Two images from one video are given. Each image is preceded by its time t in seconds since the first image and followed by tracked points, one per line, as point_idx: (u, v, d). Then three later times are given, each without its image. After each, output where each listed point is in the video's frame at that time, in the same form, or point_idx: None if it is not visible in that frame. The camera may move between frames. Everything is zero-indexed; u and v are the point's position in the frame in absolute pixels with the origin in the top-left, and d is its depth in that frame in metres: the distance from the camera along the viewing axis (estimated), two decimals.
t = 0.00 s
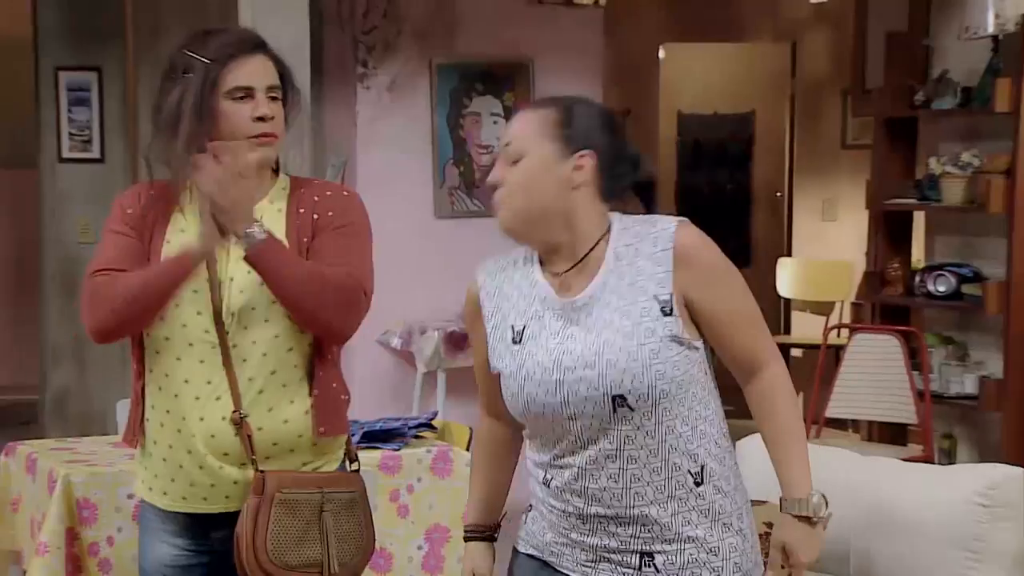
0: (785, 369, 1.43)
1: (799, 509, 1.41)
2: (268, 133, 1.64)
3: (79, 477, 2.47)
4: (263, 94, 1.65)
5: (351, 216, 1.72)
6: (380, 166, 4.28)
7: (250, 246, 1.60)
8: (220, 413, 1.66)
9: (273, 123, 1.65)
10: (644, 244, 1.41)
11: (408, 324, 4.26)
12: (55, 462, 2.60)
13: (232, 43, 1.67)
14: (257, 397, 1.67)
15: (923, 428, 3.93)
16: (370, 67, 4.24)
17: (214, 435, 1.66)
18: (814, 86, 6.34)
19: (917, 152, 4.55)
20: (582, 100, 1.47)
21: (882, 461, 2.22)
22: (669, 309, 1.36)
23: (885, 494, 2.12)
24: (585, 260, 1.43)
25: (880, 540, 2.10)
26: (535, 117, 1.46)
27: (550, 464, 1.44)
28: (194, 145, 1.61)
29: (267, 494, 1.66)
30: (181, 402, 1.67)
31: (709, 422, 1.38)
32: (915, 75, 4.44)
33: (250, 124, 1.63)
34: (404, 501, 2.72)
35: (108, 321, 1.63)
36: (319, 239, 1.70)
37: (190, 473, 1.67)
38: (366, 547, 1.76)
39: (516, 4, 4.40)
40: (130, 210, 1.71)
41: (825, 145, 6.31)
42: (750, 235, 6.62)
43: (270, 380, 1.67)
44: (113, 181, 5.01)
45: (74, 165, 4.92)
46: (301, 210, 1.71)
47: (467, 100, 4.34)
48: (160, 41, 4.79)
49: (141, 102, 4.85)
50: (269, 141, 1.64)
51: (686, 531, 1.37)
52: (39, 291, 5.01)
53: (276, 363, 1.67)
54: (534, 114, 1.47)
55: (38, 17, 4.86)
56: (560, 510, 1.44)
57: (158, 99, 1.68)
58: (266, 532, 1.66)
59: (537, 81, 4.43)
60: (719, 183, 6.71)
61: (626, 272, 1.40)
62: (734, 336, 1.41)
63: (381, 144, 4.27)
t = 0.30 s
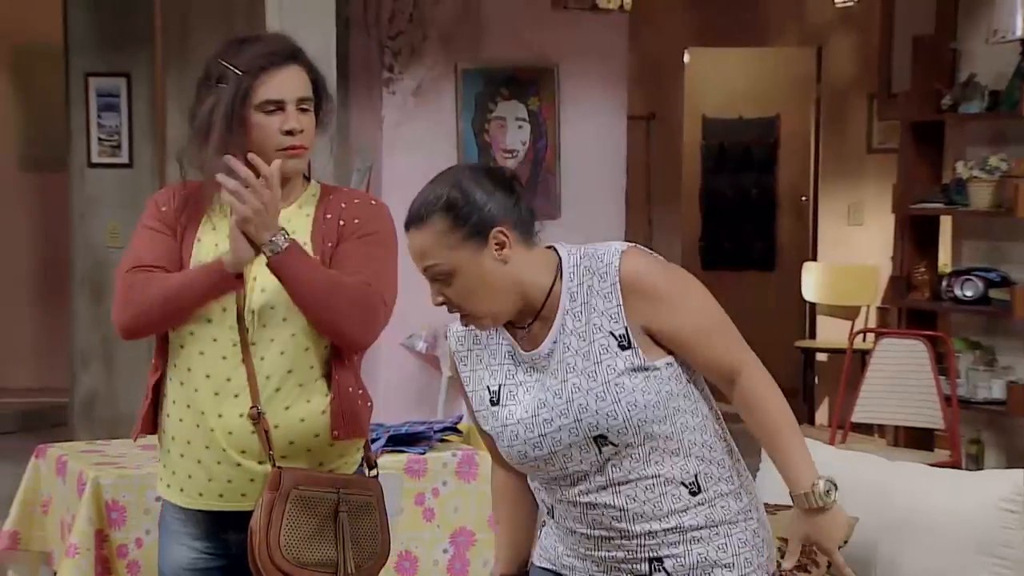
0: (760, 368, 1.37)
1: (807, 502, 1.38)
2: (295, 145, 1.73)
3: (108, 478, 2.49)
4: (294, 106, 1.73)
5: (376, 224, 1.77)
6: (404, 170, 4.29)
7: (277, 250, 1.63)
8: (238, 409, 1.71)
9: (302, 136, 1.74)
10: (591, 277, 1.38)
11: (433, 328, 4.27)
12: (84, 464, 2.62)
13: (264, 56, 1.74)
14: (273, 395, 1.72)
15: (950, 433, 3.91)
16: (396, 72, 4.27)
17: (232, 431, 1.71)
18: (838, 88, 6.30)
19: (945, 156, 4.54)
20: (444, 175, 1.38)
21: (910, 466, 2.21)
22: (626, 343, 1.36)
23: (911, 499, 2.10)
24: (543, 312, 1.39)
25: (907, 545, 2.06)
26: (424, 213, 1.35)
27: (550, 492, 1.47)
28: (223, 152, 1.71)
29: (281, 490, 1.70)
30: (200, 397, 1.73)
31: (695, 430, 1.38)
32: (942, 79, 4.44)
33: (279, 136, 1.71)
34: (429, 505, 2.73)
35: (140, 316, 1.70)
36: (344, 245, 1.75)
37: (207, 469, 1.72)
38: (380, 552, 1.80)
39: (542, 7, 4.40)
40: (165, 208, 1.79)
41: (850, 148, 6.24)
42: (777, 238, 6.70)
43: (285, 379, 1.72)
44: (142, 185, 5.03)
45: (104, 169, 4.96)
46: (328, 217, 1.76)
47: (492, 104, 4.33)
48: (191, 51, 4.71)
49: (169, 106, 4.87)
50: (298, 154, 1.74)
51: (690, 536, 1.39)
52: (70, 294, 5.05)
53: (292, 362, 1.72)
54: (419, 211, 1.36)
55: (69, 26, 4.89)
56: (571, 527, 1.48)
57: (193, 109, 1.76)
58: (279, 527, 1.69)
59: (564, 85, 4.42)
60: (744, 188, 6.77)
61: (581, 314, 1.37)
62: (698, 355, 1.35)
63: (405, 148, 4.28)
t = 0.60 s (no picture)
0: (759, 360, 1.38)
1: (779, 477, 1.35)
2: (301, 145, 1.68)
3: (132, 480, 2.52)
4: (302, 109, 1.69)
5: (386, 230, 1.73)
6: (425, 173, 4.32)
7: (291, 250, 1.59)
8: (243, 406, 1.69)
9: (311, 137, 1.70)
10: (611, 249, 1.37)
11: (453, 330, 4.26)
12: (108, 465, 2.65)
13: (274, 59, 1.71)
14: (278, 392, 1.69)
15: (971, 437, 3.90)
16: (417, 76, 4.31)
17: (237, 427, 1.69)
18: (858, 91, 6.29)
19: (966, 159, 4.53)
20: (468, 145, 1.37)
21: (929, 471, 2.22)
22: (651, 307, 1.33)
23: (930, 501, 2.11)
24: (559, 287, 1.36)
25: (930, 547, 2.05)
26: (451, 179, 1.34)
27: (548, 472, 1.40)
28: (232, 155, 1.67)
29: (283, 485, 1.66)
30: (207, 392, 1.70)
31: (704, 410, 1.35)
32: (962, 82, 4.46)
33: (285, 137, 1.67)
34: (450, 507, 2.75)
35: (144, 312, 1.66)
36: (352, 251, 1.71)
37: (212, 466, 1.70)
38: (382, 546, 1.76)
39: (563, 11, 4.41)
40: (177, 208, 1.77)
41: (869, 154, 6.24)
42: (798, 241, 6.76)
43: (292, 376, 1.69)
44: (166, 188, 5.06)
45: (127, 174, 4.99)
46: (337, 220, 1.72)
47: (512, 108, 4.36)
48: (212, 54, 4.83)
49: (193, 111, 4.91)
50: (307, 154, 1.69)
51: (690, 522, 1.34)
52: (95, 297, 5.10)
53: (299, 360, 1.69)
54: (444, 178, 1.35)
55: (95, 31, 4.94)
56: (563, 515, 1.41)
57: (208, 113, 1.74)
58: (282, 522, 1.65)
59: (584, 89, 4.43)
60: (763, 191, 6.81)
61: (601, 280, 1.35)
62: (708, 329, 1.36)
63: (426, 152, 4.32)
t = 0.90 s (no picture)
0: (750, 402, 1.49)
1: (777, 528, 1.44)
2: (297, 148, 1.74)
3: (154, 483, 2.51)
4: (297, 113, 1.75)
5: (381, 237, 1.80)
6: (445, 177, 4.32)
7: (301, 256, 1.67)
8: (232, 400, 1.75)
9: (305, 140, 1.76)
10: (642, 253, 1.48)
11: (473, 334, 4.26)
12: (131, 468, 2.64)
13: (271, 67, 1.78)
14: (268, 388, 1.75)
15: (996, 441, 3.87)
16: (436, 79, 4.30)
17: (224, 420, 1.75)
18: (880, 93, 6.26)
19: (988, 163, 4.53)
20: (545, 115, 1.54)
21: (949, 475, 2.21)
22: (676, 309, 1.43)
23: (954, 504, 2.10)
24: (592, 266, 1.47)
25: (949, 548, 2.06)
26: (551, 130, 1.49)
27: (542, 455, 1.44)
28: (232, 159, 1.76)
29: (266, 477, 1.69)
30: (198, 384, 1.76)
31: (696, 419, 1.45)
32: (985, 85, 4.44)
33: (282, 139, 1.74)
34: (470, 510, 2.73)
35: (141, 300, 1.73)
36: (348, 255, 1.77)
37: (197, 455, 1.75)
38: (367, 537, 1.77)
39: (583, 15, 4.42)
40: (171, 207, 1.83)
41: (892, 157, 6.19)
42: (816, 244, 6.89)
43: (281, 374, 1.76)
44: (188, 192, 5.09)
45: (149, 177, 5.03)
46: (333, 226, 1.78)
47: (532, 111, 4.37)
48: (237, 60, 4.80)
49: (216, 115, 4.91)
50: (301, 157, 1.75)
51: (674, 523, 1.40)
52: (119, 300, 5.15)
53: (290, 358, 1.76)
54: (540, 131, 1.48)
55: (118, 35, 4.97)
56: (547, 506, 1.44)
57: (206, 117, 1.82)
58: (265, 513, 1.68)
59: (603, 93, 4.43)
60: (784, 194, 6.97)
61: (631, 272, 1.45)
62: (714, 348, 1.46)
63: (447, 156, 4.31)
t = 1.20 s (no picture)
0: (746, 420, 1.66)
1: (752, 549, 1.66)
2: (299, 138, 1.84)
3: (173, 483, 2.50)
4: (297, 106, 1.85)
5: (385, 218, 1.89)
6: (462, 178, 4.32)
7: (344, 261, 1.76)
8: (256, 398, 1.81)
9: (306, 132, 1.85)
10: (666, 270, 1.60)
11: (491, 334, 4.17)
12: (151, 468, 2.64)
13: (266, 63, 1.88)
14: (291, 384, 1.82)
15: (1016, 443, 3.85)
16: (454, 81, 4.30)
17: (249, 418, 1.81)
18: (898, 93, 6.23)
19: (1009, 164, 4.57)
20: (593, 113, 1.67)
21: (965, 476, 2.19)
22: (689, 329, 1.56)
23: (973, 507, 2.08)
24: (615, 272, 1.60)
25: (970, 551, 2.04)
26: (601, 126, 1.62)
27: (542, 452, 1.57)
28: (236, 153, 1.83)
29: (295, 472, 1.74)
30: (220, 386, 1.81)
31: (691, 428, 1.59)
32: (1006, 85, 4.44)
33: (285, 130, 1.83)
34: (488, 511, 2.73)
35: (143, 317, 1.77)
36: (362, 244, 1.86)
37: (224, 454, 1.81)
38: (393, 523, 1.80)
39: (602, 16, 4.42)
40: (171, 215, 1.86)
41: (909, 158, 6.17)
42: (834, 244, 6.89)
43: (305, 369, 1.82)
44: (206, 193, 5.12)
45: (168, 178, 5.06)
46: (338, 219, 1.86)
47: (550, 112, 4.36)
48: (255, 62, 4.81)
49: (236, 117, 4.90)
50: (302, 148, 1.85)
51: (663, 523, 1.54)
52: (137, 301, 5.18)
53: (313, 354, 1.83)
54: (591, 126, 1.62)
55: (137, 36, 4.99)
56: (542, 502, 1.56)
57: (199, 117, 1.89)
58: (297, 506, 1.72)
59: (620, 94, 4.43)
60: (801, 194, 6.97)
61: (651, 287, 1.58)
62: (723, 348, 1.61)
63: (463, 158, 4.31)
